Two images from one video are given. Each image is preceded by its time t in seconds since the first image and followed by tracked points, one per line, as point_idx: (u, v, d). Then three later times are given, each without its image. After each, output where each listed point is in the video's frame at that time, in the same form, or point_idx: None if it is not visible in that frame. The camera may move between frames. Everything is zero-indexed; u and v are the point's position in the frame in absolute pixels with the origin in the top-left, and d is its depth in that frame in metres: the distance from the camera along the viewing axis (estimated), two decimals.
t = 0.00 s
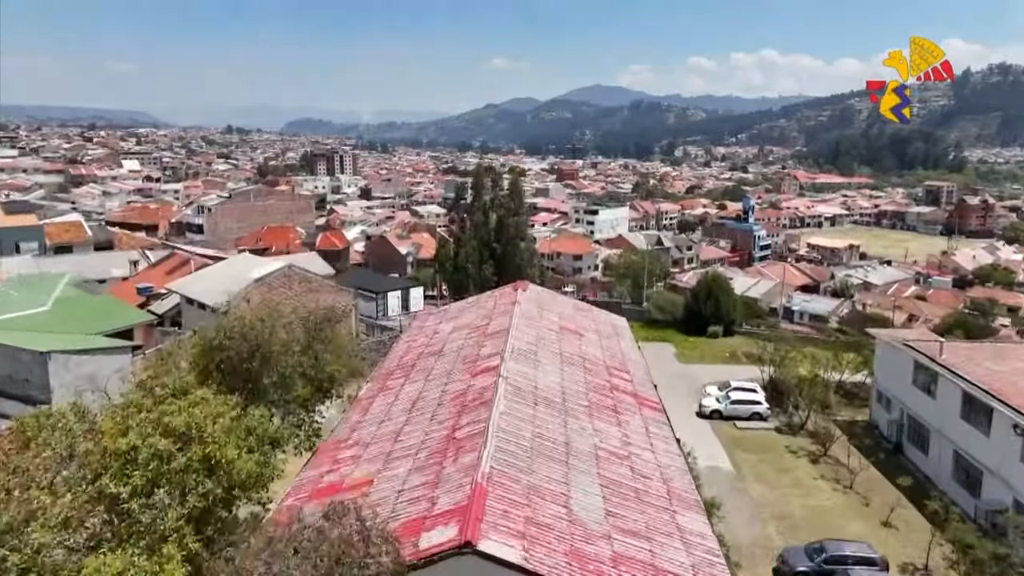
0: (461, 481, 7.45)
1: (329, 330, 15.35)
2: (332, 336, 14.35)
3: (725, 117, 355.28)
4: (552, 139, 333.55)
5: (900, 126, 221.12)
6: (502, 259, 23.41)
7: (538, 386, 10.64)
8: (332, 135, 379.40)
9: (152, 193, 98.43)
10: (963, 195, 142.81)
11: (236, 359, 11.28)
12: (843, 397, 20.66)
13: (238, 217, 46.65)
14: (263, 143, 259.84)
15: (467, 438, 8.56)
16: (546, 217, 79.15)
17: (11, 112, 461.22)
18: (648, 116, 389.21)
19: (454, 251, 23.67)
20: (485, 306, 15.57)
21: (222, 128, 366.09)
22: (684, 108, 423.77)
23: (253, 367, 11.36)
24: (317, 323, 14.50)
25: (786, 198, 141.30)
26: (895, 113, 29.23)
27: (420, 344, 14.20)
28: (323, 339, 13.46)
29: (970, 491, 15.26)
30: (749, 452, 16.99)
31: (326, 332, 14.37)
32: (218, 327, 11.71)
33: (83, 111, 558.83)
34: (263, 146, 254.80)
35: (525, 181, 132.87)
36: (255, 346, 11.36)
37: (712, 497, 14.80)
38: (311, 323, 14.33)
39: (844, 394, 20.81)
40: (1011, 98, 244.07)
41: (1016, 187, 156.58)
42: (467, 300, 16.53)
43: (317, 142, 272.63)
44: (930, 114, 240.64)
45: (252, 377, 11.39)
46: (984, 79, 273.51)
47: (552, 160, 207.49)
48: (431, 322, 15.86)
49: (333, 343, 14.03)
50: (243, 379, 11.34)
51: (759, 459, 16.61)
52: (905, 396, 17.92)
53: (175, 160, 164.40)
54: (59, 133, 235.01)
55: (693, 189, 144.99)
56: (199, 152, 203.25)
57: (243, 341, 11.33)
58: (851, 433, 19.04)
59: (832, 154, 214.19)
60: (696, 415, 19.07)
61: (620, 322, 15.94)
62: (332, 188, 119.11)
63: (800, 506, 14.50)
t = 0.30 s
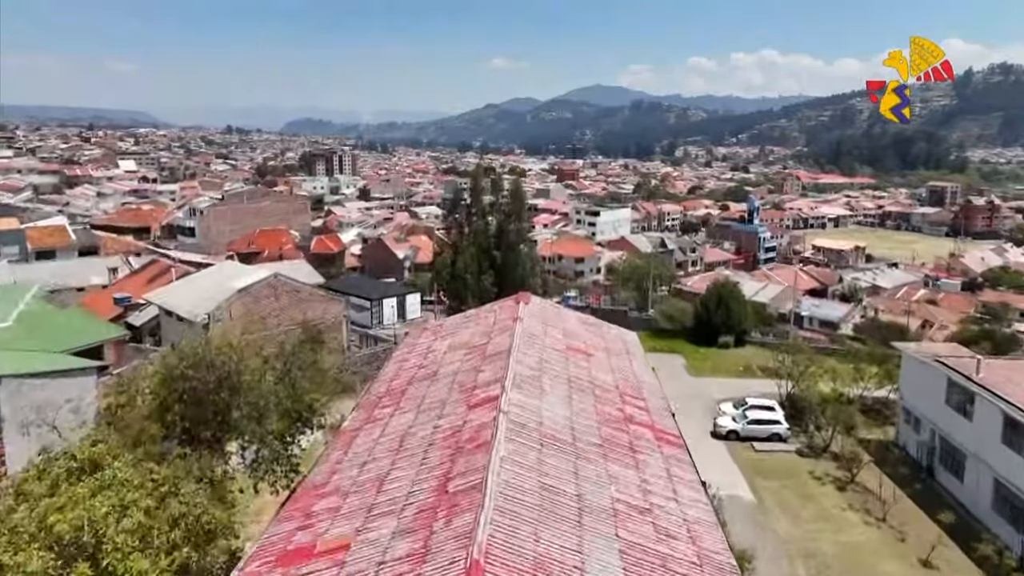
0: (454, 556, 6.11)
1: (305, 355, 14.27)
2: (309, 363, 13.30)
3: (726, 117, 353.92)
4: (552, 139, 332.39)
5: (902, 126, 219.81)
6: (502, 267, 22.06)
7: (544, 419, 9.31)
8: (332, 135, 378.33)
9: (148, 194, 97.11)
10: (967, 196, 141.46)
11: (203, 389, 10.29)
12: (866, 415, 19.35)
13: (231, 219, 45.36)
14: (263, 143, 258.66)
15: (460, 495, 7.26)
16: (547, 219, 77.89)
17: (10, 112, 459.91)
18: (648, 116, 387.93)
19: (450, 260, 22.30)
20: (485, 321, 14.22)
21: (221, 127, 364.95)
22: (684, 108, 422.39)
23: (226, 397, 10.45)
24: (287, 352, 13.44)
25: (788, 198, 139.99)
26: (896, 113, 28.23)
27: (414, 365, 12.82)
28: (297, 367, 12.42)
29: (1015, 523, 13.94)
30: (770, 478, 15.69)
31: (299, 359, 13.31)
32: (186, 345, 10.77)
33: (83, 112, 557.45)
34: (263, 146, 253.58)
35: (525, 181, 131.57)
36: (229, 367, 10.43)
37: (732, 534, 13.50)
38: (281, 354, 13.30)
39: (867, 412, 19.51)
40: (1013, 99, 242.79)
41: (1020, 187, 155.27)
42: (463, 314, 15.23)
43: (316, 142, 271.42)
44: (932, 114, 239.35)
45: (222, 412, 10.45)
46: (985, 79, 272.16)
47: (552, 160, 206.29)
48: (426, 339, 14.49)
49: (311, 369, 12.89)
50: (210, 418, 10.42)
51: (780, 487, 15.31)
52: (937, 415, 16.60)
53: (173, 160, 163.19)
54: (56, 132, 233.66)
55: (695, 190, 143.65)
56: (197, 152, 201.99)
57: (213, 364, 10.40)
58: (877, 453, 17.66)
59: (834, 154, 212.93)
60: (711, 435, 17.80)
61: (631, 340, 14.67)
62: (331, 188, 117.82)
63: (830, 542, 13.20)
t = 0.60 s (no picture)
0: None
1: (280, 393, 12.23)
2: (288, 401, 11.28)
3: (726, 117, 352.73)
4: (552, 139, 331.12)
5: (903, 126, 218.58)
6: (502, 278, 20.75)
7: (551, 464, 8.04)
8: (331, 135, 377.03)
9: (143, 195, 95.88)
10: (970, 197, 140.26)
11: (156, 431, 8.27)
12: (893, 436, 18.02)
13: (223, 222, 44.10)
14: (262, 143, 257.43)
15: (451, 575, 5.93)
16: (548, 221, 76.61)
17: (9, 112, 458.87)
18: (648, 117, 386.72)
19: (446, 270, 20.91)
20: (484, 340, 12.94)
21: (220, 127, 363.97)
22: (683, 109, 421.25)
23: (188, 437, 8.44)
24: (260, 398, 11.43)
25: (790, 199, 138.79)
26: (893, 112, 28.07)
27: (403, 392, 11.54)
28: (268, 409, 10.46)
29: None
30: (795, 510, 14.34)
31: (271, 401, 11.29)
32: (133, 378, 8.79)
33: (82, 112, 556.53)
34: (262, 146, 252.38)
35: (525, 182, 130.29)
36: (187, 404, 8.41)
37: None
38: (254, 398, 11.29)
39: (893, 432, 18.20)
40: (1014, 99, 241.61)
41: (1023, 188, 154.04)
42: (461, 331, 13.98)
43: (315, 142, 270.34)
44: (933, 114, 238.12)
45: (179, 453, 8.41)
46: (986, 79, 271.02)
47: (552, 160, 205.70)
48: (420, 359, 13.23)
49: (288, 403, 11.46)
50: (168, 460, 8.40)
51: (807, 520, 13.98)
52: (975, 442, 15.29)
53: (170, 161, 161.92)
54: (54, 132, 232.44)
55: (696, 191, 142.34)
56: (195, 152, 200.75)
57: (170, 402, 8.36)
58: (910, 483, 16.29)
59: (835, 154, 211.67)
60: (728, 459, 16.48)
61: (643, 361, 13.44)
62: (330, 189, 116.47)
63: None
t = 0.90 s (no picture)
0: None
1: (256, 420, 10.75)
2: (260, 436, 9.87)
3: (726, 117, 351.56)
4: (552, 139, 329.91)
5: (905, 126, 217.26)
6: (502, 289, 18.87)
7: (561, 529, 6.72)
8: (331, 134, 375.71)
9: (139, 195, 94.66)
10: (974, 197, 138.91)
11: (90, 490, 6.82)
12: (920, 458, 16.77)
13: (214, 225, 42.82)
14: (262, 143, 256.33)
15: None
16: (549, 223, 75.26)
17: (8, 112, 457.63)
18: (648, 117, 385.45)
19: (441, 280, 19.14)
20: (487, 362, 11.62)
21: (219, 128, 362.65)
22: (684, 109, 420.00)
23: (133, 496, 6.94)
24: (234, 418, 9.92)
25: (793, 199, 137.44)
26: (894, 112, 26.81)
27: (391, 426, 10.25)
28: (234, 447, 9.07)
29: None
30: (824, 547, 13.04)
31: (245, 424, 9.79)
32: (65, 420, 7.30)
33: (82, 112, 555.43)
34: (262, 146, 251.25)
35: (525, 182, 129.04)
36: (128, 456, 6.92)
37: None
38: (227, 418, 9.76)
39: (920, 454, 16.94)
40: (1016, 99, 240.27)
41: None
42: (459, 349, 12.71)
43: (315, 142, 269.10)
44: (935, 114, 236.76)
45: (122, 517, 6.91)
46: (988, 79, 269.83)
47: (553, 161, 204.44)
48: (413, 383, 11.95)
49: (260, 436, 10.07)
50: (110, 524, 6.91)
51: (838, 559, 12.68)
52: (1014, 469, 14.04)
53: (168, 160, 160.77)
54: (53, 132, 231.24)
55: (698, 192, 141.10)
56: (194, 152, 199.56)
57: (108, 452, 6.90)
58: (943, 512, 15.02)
59: (837, 154, 210.40)
60: (747, 487, 15.18)
61: (659, 388, 12.18)
62: (329, 189, 115.15)
63: None
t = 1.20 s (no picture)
0: None
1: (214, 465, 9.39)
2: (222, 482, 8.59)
3: (727, 117, 350.23)
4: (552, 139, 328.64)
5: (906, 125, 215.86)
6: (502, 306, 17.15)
7: None
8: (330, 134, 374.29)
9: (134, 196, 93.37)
10: (978, 198, 137.52)
11: None
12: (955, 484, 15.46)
13: (205, 228, 41.54)
14: (261, 143, 255.17)
15: None
16: (550, 224, 73.99)
17: (7, 112, 456.26)
18: (648, 116, 384.14)
19: (436, 292, 17.57)
20: (486, 390, 10.34)
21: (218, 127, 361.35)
22: (684, 109, 418.56)
23: None
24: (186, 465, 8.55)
25: (795, 200, 136.06)
26: (893, 113, 25.71)
27: (374, 470, 8.94)
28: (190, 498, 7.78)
29: None
30: None
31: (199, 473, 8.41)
32: None
33: (81, 111, 554.01)
34: (261, 146, 250.00)
35: (525, 183, 127.70)
36: (41, 535, 5.58)
37: None
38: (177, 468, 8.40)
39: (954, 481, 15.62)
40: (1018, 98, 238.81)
41: None
42: (454, 374, 11.42)
43: (314, 142, 267.76)
44: (937, 113, 235.32)
45: None
46: (989, 79, 268.48)
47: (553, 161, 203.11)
48: (402, 413, 10.65)
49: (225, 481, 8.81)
50: None
51: None
52: None
53: (165, 160, 159.51)
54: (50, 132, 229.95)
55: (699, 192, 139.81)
56: (192, 152, 198.29)
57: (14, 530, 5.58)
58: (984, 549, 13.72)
59: (838, 153, 209.11)
60: (770, 520, 13.88)
61: (677, 417, 10.92)
62: (327, 190, 113.90)
63: None
